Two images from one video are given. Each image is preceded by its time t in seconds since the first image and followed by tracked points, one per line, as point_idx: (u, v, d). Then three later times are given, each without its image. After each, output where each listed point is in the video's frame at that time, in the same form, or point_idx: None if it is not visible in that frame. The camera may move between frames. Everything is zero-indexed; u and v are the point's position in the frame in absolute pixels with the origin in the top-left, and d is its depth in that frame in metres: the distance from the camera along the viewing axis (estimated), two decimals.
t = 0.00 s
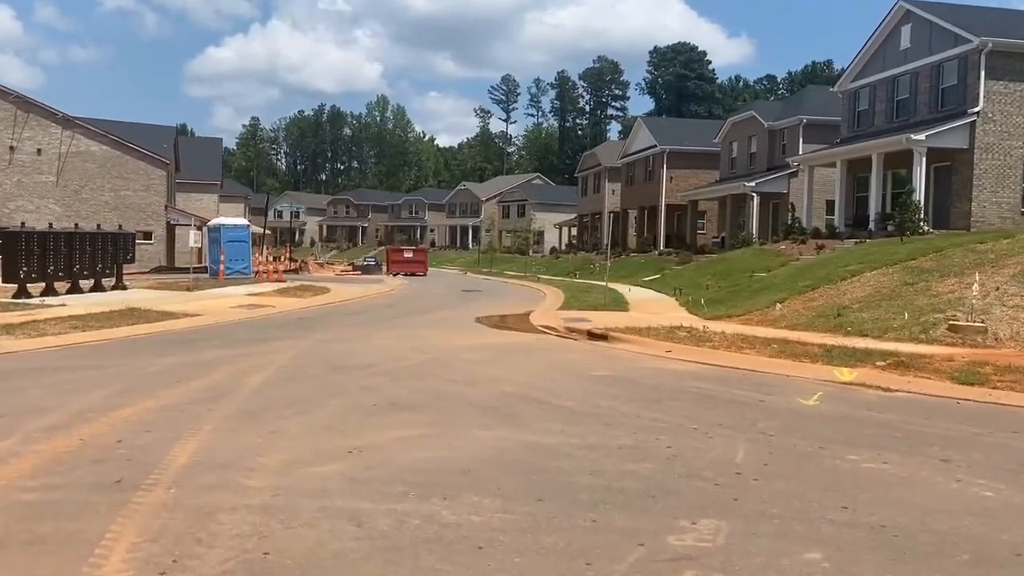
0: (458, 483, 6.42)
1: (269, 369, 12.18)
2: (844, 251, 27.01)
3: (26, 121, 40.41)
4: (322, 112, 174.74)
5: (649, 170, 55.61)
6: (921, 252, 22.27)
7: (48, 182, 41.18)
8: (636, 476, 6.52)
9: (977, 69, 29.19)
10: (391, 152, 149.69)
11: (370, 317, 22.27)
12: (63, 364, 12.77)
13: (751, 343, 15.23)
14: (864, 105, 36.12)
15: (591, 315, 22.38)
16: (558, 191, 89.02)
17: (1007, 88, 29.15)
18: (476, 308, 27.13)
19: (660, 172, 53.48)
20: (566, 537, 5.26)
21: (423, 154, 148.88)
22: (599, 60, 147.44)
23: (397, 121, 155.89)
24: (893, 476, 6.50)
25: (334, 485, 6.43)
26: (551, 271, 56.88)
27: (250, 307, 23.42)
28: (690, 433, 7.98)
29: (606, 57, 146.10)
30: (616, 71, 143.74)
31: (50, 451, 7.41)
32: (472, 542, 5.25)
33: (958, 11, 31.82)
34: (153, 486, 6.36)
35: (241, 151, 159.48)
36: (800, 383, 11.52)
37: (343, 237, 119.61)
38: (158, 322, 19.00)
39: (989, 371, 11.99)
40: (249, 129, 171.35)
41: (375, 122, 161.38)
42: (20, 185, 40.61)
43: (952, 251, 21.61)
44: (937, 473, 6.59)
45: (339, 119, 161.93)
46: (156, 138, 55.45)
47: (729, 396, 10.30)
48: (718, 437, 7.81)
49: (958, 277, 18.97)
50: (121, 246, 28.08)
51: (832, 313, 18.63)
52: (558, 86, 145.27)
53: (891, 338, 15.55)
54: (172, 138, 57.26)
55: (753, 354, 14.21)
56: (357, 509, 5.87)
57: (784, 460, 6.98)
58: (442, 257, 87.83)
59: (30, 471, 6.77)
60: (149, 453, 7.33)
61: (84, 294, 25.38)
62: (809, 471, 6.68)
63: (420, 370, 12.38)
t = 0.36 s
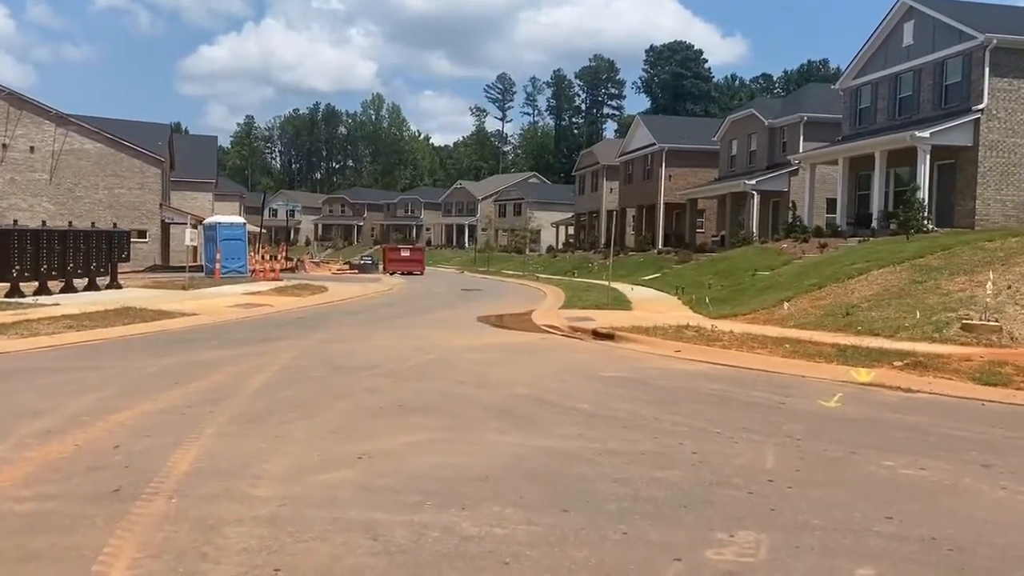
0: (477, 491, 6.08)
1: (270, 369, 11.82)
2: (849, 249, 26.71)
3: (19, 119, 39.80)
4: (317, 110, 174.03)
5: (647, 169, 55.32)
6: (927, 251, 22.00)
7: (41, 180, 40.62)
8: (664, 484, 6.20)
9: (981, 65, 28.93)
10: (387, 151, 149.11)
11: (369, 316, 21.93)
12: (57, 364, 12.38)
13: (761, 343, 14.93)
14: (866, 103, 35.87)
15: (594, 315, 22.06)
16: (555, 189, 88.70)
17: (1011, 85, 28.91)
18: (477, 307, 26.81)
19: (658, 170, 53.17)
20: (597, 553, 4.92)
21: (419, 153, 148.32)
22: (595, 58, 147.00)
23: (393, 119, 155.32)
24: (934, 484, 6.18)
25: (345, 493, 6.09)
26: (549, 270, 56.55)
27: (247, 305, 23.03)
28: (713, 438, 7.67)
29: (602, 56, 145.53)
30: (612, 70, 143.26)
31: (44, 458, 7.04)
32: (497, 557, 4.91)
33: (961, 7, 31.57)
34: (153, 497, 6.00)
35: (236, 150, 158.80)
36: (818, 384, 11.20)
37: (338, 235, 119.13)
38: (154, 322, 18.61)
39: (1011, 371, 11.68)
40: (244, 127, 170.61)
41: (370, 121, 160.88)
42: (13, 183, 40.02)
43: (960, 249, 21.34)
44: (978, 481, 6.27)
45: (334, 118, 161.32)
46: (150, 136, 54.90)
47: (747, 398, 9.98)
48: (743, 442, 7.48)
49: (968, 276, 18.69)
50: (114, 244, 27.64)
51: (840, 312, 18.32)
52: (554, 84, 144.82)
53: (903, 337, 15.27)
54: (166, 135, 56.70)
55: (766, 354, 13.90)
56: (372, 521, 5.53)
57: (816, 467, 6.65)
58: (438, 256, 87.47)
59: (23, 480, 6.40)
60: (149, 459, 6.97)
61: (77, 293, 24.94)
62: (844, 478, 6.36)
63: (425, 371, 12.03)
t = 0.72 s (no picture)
0: (489, 502, 5.76)
1: (267, 371, 11.49)
2: (852, 248, 26.42)
3: (11, 116, 39.37)
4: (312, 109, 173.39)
5: (645, 168, 55.03)
6: (932, 249, 21.75)
7: (33, 179, 40.16)
8: (685, 494, 5.89)
9: (984, 63, 28.71)
10: (382, 149, 148.55)
11: (367, 315, 21.60)
12: (47, 367, 12.02)
13: (769, 344, 14.64)
14: (867, 101, 35.65)
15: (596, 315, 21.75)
16: (551, 188, 88.37)
17: (1013, 83, 28.69)
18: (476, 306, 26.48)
19: (656, 169, 52.89)
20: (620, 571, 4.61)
21: (414, 152, 147.80)
22: (591, 57, 146.60)
23: (388, 118, 154.78)
24: (968, 494, 5.88)
25: (349, 505, 5.77)
26: (546, 269, 56.23)
27: (242, 305, 22.66)
28: (732, 444, 7.35)
29: (598, 54, 145.02)
30: (608, 69, 142.85)
31: (31, 467, 6.71)
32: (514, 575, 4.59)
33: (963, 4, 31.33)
34: (146, 508, 5.67)
35: (230, 148, 158.13)
36: (830, 386, 10.91)
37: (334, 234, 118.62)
38: (147, 322, 18.25)
39: None
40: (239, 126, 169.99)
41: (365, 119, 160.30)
42: (5, 182, 39.56)
43: (966, 248, 21.10)
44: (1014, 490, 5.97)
45: (330, 117, 160.74)
46: (144, 134, 54.43)
47: (760, 401, 9.68)
48: (763, 448, 7.16)
49: (975, 275, 18.42)
50: (108, 244, 27.24)
51: (847, 311, 18.05)
52: (550, 83, 144.38)
53: (912, 338, 15.00)
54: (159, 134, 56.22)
55: (774, 355, 13.61)
56: (379, 536, 5.20)
57: (842, 475, 6.35)
58: (434, 255, 87.08)
59: (9, 491, 6.07)
60: (142, 468, 6.65)
61: (69, 293, 24.54)
62: (874, 487, 6.05)
63: (427, 373, 11.70)
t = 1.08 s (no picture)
0: (497, 518, 5.41)
1: (262, 374, 11.12)
2: (854, 246, 26.09)
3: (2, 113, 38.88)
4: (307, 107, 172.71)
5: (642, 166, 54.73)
6: (937, 248, 21.47)
7: (25, 177, 39.67)
8: (707, 508, 5.55)
9: (986, 60, 28.44)
10: (377, 148, 147.97)
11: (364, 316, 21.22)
12: (34, 370, 11.64)
13: (776, 345, 14.31)
14: (867, 98, 35.37)
15: (596, 315, 21.41)
16: (547, 187, 87.98)
17: (1016, 80, 28.41)
18: (474, 306, 26.09)
19: (653, 167, 52.54)
20: None
21: (409, 151, 147.27)
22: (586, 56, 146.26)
23: (383, 116, 154.17)
24: (1008, 507, 5.54)
25: (349, 520, 5.42)
26: (543, 268, 55.87)
27: (236, 305, 22.25)
28: (751, 452, 7.01)
29: (594, 52, 144.56)
30: (604, 67, 142.47)
31: (12, 478, 6.34)
32: None
33: None
34: (133, 525, 5.31)
35: (224, 147, 157.41)
36: (844, 389, 10.58)
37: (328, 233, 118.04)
38: (138, 322, 17.84)
39: None
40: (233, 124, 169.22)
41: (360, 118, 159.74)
42: None
43: (971, 247, 20.81)
44: None
45: (324, 115, 160.13)
46: (137, 132, 53.91)
47: (774, 405, 9.34)
48: (784, 456, 6.82)
49: (982, 274, 18.13)
50: (99, 243, 26.81)
51: (853, 311, 17.75)
52: (546, 82, 143.97)
53: (921, 338, 14.69)
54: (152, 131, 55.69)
55: (782, 356, 13.29)
56: (382, 556, 4.84)
57: (870, 486, 6.02)
58: (430, 254, 86.62)
59: None
60: (130, 479, 6.28)
61: (60, 293, 24.11)
62: (905, 499, 5.72)
63: (427, 375, 11.34)
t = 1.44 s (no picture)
0: (506, 528, 5.18)
1: (259, 376, 10.86)
2: (855, 246, 25.91)
3: None
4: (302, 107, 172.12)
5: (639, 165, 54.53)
6: (939, 247, 21.30)
7: (17, 176, 39.26)
8: (725, 517, 5.32)
9: (986, 58, 28.30)
10: (372, 147, 147.49)
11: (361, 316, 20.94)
12: (24, 371, 11.34)
13: (781, 345, 14.10)
14: (866, 96, 35.21)
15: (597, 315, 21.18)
16: (543, 186, 87.69)
17: (1016, 79, 28.27)
18: (471, 306, 25.83)
19: (650, 166, 52.33)
20: None
21: (405, 150, 146.81)
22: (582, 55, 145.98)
23: (378, 116, 153.65)
24: None
25: (351, 531, 5.18)
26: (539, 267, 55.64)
27: (231, 305, 21.97)
28: (766, 457, 6.79)
29: (589, 52, 144.23)
30: (599, 66, 142.17)
31: None
32: None
33: None
34: (125, 537, 5.06)
35: (219, 146, 156.81)
36: (854, 390, 10.36)
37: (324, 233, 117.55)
38: (132, 322, 17.55)
39: None
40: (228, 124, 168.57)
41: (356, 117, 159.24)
42: None
43: (973, 246, 20.62)
44: None
45: (319, 114, 159.60)
46: (131, 131, 53.50)
47: (784, 408, 9.11)
48: (800, 462, 6.60)
49: (986, 273, 17.93)
50: (93, 242, 26.49)
51: (857, 310, 17.54)
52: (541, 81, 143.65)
53: (927, 338, 14.49)
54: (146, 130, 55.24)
55: (788, 356, 13.06)
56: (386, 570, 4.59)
57: (892, 493, 5.80)
58: (426, 253, 86.26)
59: None
60: (122, 487, 6.03)
61: (52, 292, 23.80)
62: (929, 507, 5.50)
63: (427, 377, 11.10)
